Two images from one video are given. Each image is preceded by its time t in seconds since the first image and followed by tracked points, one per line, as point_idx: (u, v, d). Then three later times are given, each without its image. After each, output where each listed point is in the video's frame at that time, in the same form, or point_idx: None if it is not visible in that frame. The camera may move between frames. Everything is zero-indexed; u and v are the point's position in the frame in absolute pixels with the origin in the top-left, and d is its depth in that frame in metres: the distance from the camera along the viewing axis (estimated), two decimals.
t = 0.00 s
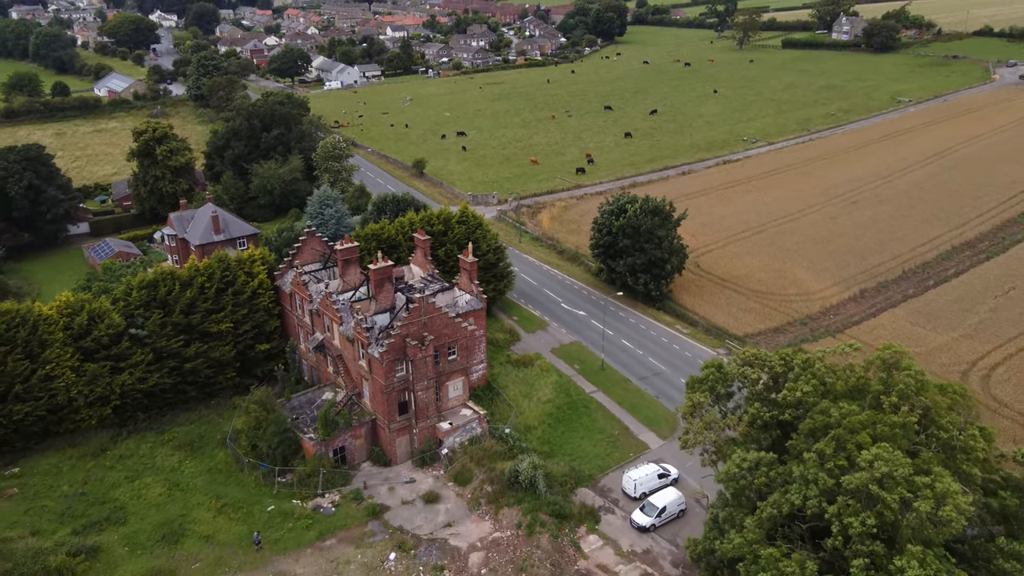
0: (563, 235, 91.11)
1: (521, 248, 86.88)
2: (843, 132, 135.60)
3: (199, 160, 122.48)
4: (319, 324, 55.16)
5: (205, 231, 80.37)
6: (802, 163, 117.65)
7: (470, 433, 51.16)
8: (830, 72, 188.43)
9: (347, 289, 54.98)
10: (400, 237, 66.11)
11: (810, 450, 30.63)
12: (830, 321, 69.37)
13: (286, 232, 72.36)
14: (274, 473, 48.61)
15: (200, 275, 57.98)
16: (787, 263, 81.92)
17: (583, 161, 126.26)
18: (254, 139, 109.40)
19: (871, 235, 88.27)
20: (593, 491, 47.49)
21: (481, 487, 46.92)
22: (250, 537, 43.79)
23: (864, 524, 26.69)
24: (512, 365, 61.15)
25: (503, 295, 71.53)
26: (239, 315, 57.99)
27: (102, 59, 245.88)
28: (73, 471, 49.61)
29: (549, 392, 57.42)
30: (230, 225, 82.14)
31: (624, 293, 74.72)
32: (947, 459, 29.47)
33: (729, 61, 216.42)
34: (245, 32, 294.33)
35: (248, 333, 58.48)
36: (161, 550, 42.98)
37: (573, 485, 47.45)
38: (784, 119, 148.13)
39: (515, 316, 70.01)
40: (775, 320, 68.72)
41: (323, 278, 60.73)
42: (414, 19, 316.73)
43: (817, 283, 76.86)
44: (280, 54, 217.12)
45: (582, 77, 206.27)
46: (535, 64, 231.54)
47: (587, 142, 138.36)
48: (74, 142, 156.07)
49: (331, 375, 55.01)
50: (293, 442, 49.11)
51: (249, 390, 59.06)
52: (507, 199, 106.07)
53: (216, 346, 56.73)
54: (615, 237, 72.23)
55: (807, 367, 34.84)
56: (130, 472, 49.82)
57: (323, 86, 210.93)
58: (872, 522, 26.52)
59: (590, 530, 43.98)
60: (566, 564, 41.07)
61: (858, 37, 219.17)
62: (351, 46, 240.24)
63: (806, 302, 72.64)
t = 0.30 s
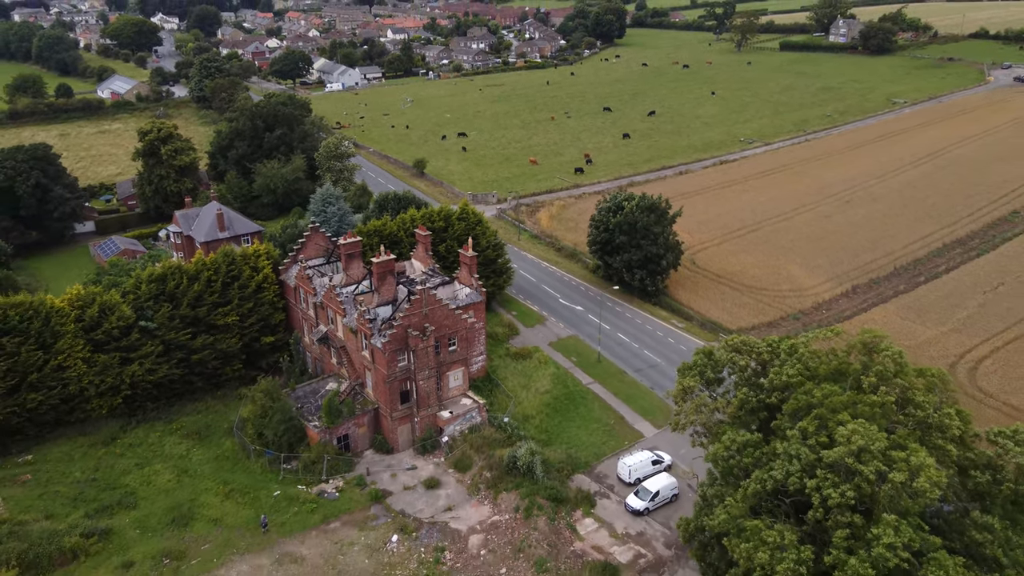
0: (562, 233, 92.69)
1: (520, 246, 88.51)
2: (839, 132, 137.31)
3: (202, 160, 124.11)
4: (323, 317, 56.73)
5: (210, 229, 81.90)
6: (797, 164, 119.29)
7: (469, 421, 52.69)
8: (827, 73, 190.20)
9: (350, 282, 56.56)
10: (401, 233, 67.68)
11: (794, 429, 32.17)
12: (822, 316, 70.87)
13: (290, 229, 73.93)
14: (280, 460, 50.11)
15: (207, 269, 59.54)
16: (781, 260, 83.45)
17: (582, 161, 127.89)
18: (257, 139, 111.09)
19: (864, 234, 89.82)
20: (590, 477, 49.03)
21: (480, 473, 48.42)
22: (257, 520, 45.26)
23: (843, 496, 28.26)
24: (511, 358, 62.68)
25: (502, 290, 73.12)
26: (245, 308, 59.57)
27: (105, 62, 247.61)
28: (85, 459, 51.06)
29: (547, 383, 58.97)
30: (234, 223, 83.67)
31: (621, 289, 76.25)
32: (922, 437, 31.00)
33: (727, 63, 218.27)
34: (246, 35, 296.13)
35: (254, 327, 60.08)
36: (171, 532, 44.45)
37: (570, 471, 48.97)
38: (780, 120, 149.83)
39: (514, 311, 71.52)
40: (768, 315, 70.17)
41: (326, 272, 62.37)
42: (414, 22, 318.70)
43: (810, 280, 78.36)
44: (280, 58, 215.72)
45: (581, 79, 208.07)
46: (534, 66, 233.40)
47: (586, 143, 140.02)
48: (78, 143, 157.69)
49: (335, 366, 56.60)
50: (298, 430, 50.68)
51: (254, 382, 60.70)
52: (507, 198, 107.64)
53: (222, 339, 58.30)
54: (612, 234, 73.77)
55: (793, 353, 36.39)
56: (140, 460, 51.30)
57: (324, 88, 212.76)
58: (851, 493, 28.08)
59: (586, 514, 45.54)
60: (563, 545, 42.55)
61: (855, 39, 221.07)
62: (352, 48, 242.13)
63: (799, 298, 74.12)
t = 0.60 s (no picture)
0: (561, 230, 94.11)
1: (519, 243, 89.98)
2: (834, 133, 138.93)
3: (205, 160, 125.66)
4: (326, 310, 58.17)
5: (215, 226, 83.31)
6: (792, 164, 120.81)
7: (469, 411, 54.14)
8: (824, 75, 191.90)
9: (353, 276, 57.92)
10: (402, 229, 69.14)
11: (779, 409, 33.66)
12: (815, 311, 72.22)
13: (293, 225, 75.31)
14: (285, 447, 51.47)
15: (213, 263, 61.00)
16: (775, 257, 84.91)
17: (581, 161, 129.41)
18: (260, 139, 112.69)
19: (858, 231, 91.32)
20: (586, 464, 50.43)
21: (479, 460, 49.80)
22: (263, 504, 46.69)
23: (824, 470, 29.75)
24: (510, 350, 64.12)
25: (501, 286, 74.55)
26: (250, 301, 61.03)
27: (107, 64, 249.27)
28: (94, 446, 52.48)
29: (545, 374, 60.39)
30: (238, 220, 85.08)
31: (618, 285, 77.73)
32: (902, 417, 32.41)
33: (725, 65, 220.04)
34: (247, 37, 297.81)
35: (258, 320, 61.60)
36: (180, 516, 45.83)
37: (566, 458, 50.38)
38: (777, 121, 151.45)
39: (513, 306, 72.92)
40: (762, 309, 71.59)
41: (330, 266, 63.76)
42: (414, 24, 320.61)
43: (804, 276, 79.80)
44: (284, 60, 218.44)
45: (580, 81, 209.82)
46: (534, 68, 235.22)
47: (585, 143, 141.58)
48: (81, 144, 159.24)
49: (338, 358, 58.08)
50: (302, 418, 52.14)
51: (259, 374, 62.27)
52: (506, 197, 109.14)
53: (228, 331, 59.80)
54: (609, 230, 75.26)
55: (779, 339, 37.86)
56: (148, 447, 52.72)
57: (326, 90, 214.52)
58: (831, 468, 29.58)
59: (582, 498, 46.95)
60: (559, 527, 43.94)
61: (852, 42, 222.89)
62: (352, 50, 244.00)
63: (792, 293, 75.54)
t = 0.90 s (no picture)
0: (559, 229, 95.50)
1: (518, 241, 91.43)
2: (830, 133, 140.46)
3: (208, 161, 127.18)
4: (330, 303, 59.64)
5: (218, 224, 84.77)
6: (788, 164, 122.24)
7: (469, 401, 55.56)
8: (821, 77, 193.59)
9: (356, 270, 59.35)
10: (403, 225, 70.57)
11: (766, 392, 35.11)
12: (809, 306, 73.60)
13: (296, 222, 76.77)
14: (289, 437, 52.84)
15: (218, 258, 62.41)
16: (770, 254, 86.27)
17: (579, 161, 130.88)
18: (262, 139, 114.24)
19: (852, 229, 92.78)
20: (583, 453, 51.79)
21: (479, 449, 51.12)
22: (268, 490, 48.02)
23: (808, 448, 31.18)
24: (509, 344, 65.50)
25: (500, 282, 75.94)
26: (254, 296, 62.44)
27: (109, 66, 250.84)
28: (103, 436, 53.82)
29: (543, 367, 61.80)
30: (242, 218, 86.34)
31: (615, 282, 79.12)
32: (885, 399, 33.92)
33: (723, 67, 221.73)
34: (248, 40, 299.47)
35: (262, 313, 63.01)
36: (188, 501, 47.17)
37: (564, 447, 51.78)
38: (774, 122, 152.99)
39: (512, 301, 74.29)
40: (756, 304, 72.94)
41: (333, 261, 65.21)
42: (415, 27, 322.76)
43: (798, 272, 81.19)
44: (285, 60, 221.21)
45: (579, 83, 211.42)
46: (533, 70, 236.94)
47: (583, 144, 143.05)
48: (84, 145, 160.73)
49: (340, 350, 59.51)
50: (305, 408, 53.58)
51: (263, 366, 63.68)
52: (505, 197, 110.58)
53: (233, 325, 61.19)
54: (606, 227, 76.71)
55: (768, 327, 39.34)
56: (156, 437, 54.08)
57: (326, 92, 216.07)
58: (815, 446, 31.03)
59: (579, 485, 48.29)
60: (556, 512, 45.25)
61: (849, 44, 224.60)
62: (353, 52, 245.59)
63: (787, 289, 76.91)
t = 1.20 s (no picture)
0: (558, 227, 96.89)
1: (517, 239, 92.83)
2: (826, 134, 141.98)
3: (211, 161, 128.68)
4: (332, 297, 61.04)
5: (222, 222, 86.18)
6: (784, 164, 123.66)
7: (468, 392, 56.93)
8: (818, 79, 195.25)
9: (358, 265, 60.73)
10: (404, 222, 71.97)
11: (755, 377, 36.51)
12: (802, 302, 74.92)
13: (298, 220, 78.27)
14: (293, 426, 54.19)
15: (223, 254, 63.81)
16: (765, 252, 87.65)
17: (577, 162, 132.34)
18: (265, 139, 115.73)
19: (846, 228, 94.16)
20: (579, 442, 53.10)
21: (478, 438, 52.45)
22: (273, 477, 49.31)
23: (794, 428, 32.60)
24: (507, 338, 66.83)
25: (499, 279, 77.29)
26: (258, 290, 63.84)
27: (111, 68, 252.49)
28: (112, 426, 55.13)
29: (541, 360, 63.13)
30: (245, 216, 87.82)
31: (612, 278, 80.47)
32: (869, 383, 35.45)
33: (721, 69, 223.42)
34: (250, 42, 301.22)
35: (266, 308, 64.44)
36: (194, 488, 48.44)
37: (560, 436, 53.11)
38: (770, 123, 154.52)
39: (510, 297, 75.62)
40: (750, 300, 74.21)
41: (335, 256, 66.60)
42: (415, 29, 324.48)
43: (792, 269, 82.54)
44: (286, 63, 223.11)
45: (578, 85, 213.06)
46: (532, 72, 238.60)
47: (582, 145, 144.51)
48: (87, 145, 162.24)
49: (342, 343, 60.89)
50: (309, 398, 55.04)
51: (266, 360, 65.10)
52: (504, 196, 111.98)
53: (237, 319, 62.57)
54: (603, 224, 78.13)
55: (757, 317, 40.76)
56: (163, 427, 55.36)
57: (327, 93, 217.62)
58: (800, 426, 32.45)
59: (575, 472, 49.58)
60: (553, 497, 46.51)
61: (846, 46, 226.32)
62: (354, 54, 247.31)
63: (781, 285, 78.23)
